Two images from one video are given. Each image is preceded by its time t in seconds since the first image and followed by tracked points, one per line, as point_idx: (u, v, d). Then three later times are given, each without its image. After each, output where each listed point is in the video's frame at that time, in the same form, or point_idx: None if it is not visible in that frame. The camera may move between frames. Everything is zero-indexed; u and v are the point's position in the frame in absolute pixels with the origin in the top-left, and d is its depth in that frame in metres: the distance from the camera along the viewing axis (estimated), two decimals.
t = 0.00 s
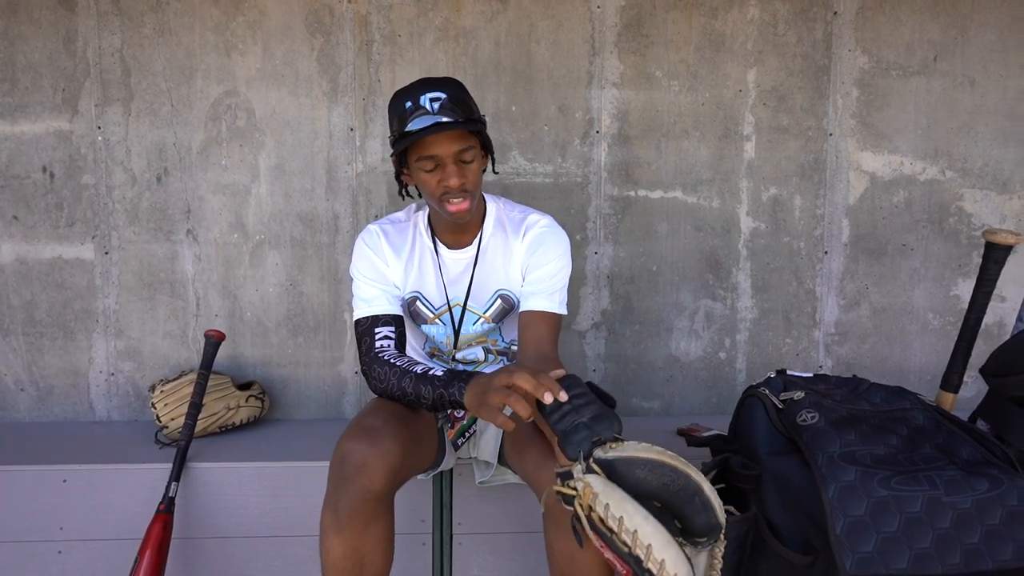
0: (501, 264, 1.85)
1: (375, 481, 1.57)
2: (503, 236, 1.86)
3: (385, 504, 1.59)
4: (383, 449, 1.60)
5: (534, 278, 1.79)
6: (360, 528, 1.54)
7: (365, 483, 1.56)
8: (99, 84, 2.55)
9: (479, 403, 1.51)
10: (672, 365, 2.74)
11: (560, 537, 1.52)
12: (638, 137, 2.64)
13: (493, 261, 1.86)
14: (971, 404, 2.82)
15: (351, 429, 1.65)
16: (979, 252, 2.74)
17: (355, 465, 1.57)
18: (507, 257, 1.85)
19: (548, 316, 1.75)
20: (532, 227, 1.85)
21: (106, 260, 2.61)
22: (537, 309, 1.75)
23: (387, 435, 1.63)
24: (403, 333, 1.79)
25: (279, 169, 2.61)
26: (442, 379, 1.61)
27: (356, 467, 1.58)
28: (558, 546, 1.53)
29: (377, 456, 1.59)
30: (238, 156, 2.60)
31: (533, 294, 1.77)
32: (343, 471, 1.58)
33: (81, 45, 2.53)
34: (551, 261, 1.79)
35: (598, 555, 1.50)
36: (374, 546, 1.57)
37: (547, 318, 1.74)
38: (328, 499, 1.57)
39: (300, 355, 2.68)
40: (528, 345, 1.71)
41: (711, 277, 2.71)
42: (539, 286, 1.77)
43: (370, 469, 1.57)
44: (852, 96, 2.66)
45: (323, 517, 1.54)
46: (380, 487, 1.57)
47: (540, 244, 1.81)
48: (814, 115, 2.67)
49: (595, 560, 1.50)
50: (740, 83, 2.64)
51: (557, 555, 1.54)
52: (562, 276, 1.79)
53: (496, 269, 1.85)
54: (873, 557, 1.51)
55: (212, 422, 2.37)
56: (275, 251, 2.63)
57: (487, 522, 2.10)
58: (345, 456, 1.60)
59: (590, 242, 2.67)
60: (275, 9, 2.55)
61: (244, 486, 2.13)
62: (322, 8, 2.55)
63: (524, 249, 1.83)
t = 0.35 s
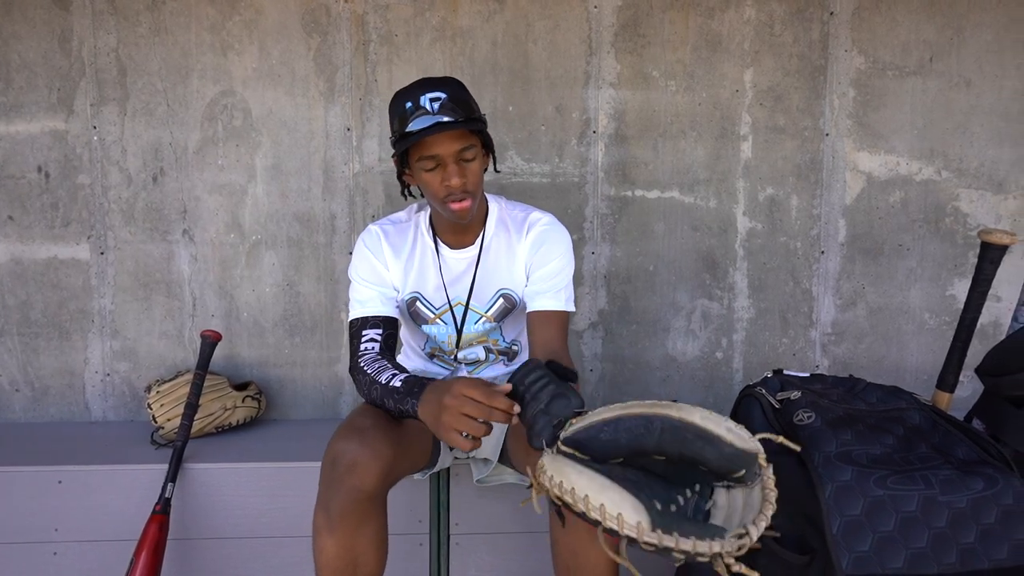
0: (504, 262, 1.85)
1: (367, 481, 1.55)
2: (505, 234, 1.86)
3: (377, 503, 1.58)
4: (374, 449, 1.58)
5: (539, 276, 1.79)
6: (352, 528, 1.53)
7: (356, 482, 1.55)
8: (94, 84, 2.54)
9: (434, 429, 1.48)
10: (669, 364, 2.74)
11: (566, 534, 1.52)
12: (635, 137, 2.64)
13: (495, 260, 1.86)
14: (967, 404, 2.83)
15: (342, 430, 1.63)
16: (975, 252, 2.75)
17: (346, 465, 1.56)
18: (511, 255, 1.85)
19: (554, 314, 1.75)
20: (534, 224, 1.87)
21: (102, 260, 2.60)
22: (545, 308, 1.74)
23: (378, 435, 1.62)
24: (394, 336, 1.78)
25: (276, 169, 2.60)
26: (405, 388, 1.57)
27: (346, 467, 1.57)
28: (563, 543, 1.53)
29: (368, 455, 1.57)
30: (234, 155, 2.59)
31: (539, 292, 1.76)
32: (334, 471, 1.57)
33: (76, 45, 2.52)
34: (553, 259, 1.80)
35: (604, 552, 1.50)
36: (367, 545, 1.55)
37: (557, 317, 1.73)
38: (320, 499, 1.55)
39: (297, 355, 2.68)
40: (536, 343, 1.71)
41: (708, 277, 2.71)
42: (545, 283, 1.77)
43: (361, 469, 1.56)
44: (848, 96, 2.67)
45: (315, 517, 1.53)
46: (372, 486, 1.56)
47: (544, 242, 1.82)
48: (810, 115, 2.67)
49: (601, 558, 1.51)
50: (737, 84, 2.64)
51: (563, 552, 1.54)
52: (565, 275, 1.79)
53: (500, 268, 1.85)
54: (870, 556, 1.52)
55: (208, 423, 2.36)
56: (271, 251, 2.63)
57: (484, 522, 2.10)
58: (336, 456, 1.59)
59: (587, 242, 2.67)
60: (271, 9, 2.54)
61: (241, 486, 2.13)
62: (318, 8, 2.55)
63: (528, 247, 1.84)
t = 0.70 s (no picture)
0: (507, 264, 1.84)
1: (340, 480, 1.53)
2: (504, 236, 1.86)
3: (355, 502, 1.55)
4: (346, 447, 1.56)
5: (545, 278, 1.78)
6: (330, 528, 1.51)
7: (329, 481, 1.52)
8: (91, 84, 2.53)
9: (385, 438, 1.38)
10: (667, 364, 2.74)
11: (581, 527, 1.51)
12: (632, 137, 2.64)
13: (495, 261, 1.85)
14: (964, 403, 2.83)
15: (315, 431, 1.61)
16: (972, 251, 2.75)
17: (318, 465, 1.54)
18: (512, 257, 1.84)
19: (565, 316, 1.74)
20: (533, 226, 1.85)
21: (98, 261, 2.60)
22: (561, 311, 1.73)
23: (351, 435, 1.60)
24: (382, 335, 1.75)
25: (273, 169, 2.60)
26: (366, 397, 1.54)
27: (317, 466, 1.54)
28: (576, 537, 1.52)
29: (338, 454, 1.55)
30: (231, 156, 2.59)
31: (548, 295, 1.76)
32: (305, 471, 1.55)
33: (73, 45, 2.51)
34: (560, 260, 1.79)
35: (620, 543, 1.51)
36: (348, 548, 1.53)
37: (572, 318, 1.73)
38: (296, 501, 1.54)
39: (295, 356, 2.67)
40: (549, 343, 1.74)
41: (705, 277, 2.71)
42: (554, 286, 1.76)
43: (332, 468, 1.53)
44: (845, 96, 2.67)
45: (293, 520, 1.52)
46: (345, 484, 1.53)
47: (545, 245, 1.81)
48: (807, 115, 2.67)
49: (617, 550, 1.51)
50: (734, 84, 2.65)
51: (577, 548, 1.52)
52: (573, 273, 1.77)
53: (501, 270, 1.85)
54: (867, 555, 1.52)
55: (205, 423, 2.36)
56: (268, 252, 2.63)
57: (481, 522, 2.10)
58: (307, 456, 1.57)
59: (584, 242, 2.67)
60: (268, 9, 2.54)
61: (238, 487, 2.13)
62: (315, 8, 2.54)
63: (529, 250, 1.83)
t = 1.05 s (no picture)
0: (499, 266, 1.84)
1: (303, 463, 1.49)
2: (497, 238, 1.86)
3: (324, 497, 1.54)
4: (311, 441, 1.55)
5: (538, 281, 1.78)
6: (299, 514, 1.46)
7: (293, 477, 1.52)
8: (88, 84, 2.53)
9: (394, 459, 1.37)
10: (664, 364, 2.75)
11: (576, 529, 1.51)
12: (629, 137, 2.65)
13: (488, 264, 1.85)
14: (960, 402, 2.84)
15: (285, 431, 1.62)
16: (967, 251, 2.76)
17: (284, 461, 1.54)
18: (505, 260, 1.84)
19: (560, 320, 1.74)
20: (527, 229, 1.85)
21: (96, 261, 2.60)
22: (555, 315, 1.74)
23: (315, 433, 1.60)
24: (372, 334, 1.79)
25: (270, 170, 2.60)
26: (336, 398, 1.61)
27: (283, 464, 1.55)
28: (571, 538, 1.52)
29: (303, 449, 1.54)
30: (229, 156, 2.59)
31: (542, 298, 1.75)
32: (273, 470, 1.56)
33: (70, 46, 2.52)
34: (555, 263, 1.79)
35: (616, 545, 1.51)
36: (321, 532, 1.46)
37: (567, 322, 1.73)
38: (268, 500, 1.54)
39: (292, 356, 2.68)
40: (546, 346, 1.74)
41: (702, 276, 2.72)
42: (548, 289, 1.76)
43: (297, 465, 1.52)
44: (841, 96, 2.68)
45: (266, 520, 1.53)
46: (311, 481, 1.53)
47: (538, 248, 1.81)
48: (803, 115, 2.68)
49: (612, 551, 1.50)
50: (731, 84, 2.65)
51: (572, 551, 1.52)
52: (568, 276, 1.78)
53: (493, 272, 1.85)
54: (863, 554, 1.53)
55: (203, 424, 2.36)
56: (266, 252, 2.63)
57: (478, 522, 2.10)
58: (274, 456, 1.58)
59: (582, 242, 2.68)
60: (265, 9, 2.54)
61: (236, 486, 2.13)
62: (312, 9, 2.55)
63: (522, 253, 1.83)
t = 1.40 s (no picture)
0: (496, 266, 1.84)
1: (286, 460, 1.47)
2: (495, 238, 1.85)
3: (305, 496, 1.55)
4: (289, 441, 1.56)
5: (537, 280, 1.77)
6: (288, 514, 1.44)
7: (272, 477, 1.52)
8: (91, 85, 2.54)
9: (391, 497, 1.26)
10: (665, 364, 2.75)
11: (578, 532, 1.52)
12: (630, 137, 2.65)
13: (485, 264, 1.85)
14: (962, 403, 2.84)
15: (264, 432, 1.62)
16: (970, 251, 2.76)
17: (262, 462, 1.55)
18: (503, 259, 1.84)
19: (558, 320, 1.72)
20: (525, 228, 1.85)
21: (98, 262, 2.60)
22: (553, 316, 1.72)
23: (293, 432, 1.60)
24: (364, 337, 1.80)
25: (272, 170, 2.61)
26: (319, 398, 1.61)
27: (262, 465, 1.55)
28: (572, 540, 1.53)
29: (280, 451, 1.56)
30: (231, 157, 2.59)
31: (541, 299, 1.74)
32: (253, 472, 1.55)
33: (73, 47, 2.52)
34: (554, 262, 1.78)
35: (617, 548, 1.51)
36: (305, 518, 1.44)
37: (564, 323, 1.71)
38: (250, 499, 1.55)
39: (294, 356, 2.68)
40: (546, 346, 1.72)
41: (704, 277, 2.71)
42: (547, 289, 1.75)
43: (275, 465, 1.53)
44: (843, 96, 2.67)
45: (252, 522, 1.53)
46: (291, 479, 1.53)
47: (536, 248, 1.80)
48: (805, 115, 2.68)
49: (614, 555, 1.51)
50: (732, 84, 2.65)
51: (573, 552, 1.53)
52: (567, 275, 1.76)
53: (491, 272, 1.84)
54: (865, 555, 1.52)
55: (205, 424, 2.36)
56: (268, 252, 2.63)
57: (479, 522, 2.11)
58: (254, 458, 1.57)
59: (583, 242, 2.68)
60: (267, 10, 2.55)
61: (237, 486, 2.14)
62: (314, 9, 2.55)
63: (520, 252, 1.82)
